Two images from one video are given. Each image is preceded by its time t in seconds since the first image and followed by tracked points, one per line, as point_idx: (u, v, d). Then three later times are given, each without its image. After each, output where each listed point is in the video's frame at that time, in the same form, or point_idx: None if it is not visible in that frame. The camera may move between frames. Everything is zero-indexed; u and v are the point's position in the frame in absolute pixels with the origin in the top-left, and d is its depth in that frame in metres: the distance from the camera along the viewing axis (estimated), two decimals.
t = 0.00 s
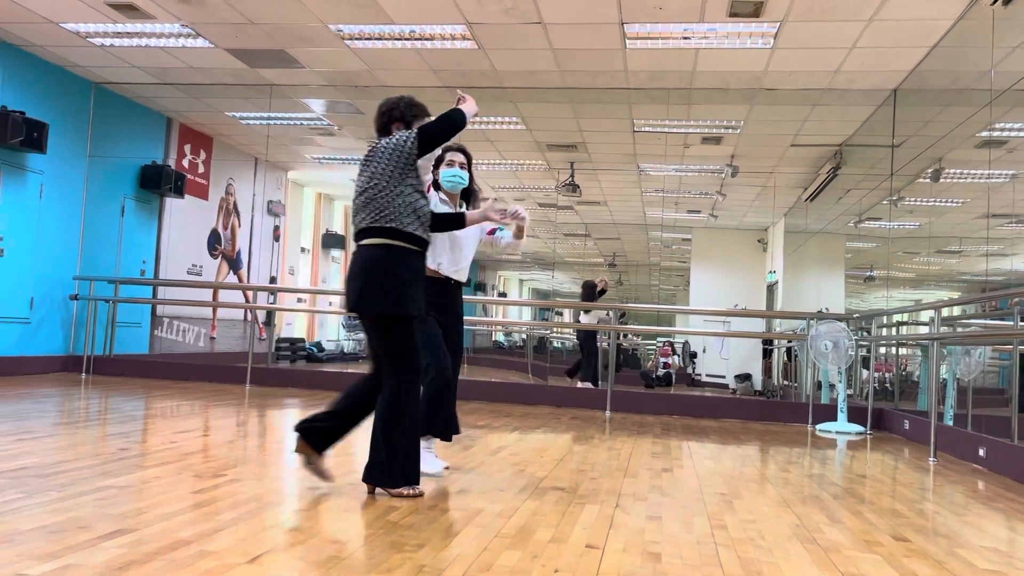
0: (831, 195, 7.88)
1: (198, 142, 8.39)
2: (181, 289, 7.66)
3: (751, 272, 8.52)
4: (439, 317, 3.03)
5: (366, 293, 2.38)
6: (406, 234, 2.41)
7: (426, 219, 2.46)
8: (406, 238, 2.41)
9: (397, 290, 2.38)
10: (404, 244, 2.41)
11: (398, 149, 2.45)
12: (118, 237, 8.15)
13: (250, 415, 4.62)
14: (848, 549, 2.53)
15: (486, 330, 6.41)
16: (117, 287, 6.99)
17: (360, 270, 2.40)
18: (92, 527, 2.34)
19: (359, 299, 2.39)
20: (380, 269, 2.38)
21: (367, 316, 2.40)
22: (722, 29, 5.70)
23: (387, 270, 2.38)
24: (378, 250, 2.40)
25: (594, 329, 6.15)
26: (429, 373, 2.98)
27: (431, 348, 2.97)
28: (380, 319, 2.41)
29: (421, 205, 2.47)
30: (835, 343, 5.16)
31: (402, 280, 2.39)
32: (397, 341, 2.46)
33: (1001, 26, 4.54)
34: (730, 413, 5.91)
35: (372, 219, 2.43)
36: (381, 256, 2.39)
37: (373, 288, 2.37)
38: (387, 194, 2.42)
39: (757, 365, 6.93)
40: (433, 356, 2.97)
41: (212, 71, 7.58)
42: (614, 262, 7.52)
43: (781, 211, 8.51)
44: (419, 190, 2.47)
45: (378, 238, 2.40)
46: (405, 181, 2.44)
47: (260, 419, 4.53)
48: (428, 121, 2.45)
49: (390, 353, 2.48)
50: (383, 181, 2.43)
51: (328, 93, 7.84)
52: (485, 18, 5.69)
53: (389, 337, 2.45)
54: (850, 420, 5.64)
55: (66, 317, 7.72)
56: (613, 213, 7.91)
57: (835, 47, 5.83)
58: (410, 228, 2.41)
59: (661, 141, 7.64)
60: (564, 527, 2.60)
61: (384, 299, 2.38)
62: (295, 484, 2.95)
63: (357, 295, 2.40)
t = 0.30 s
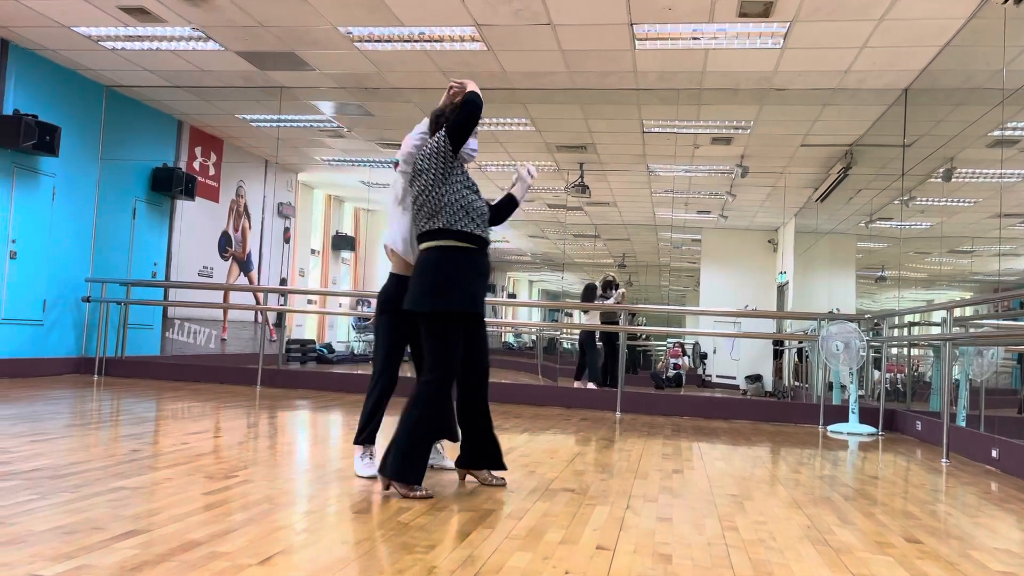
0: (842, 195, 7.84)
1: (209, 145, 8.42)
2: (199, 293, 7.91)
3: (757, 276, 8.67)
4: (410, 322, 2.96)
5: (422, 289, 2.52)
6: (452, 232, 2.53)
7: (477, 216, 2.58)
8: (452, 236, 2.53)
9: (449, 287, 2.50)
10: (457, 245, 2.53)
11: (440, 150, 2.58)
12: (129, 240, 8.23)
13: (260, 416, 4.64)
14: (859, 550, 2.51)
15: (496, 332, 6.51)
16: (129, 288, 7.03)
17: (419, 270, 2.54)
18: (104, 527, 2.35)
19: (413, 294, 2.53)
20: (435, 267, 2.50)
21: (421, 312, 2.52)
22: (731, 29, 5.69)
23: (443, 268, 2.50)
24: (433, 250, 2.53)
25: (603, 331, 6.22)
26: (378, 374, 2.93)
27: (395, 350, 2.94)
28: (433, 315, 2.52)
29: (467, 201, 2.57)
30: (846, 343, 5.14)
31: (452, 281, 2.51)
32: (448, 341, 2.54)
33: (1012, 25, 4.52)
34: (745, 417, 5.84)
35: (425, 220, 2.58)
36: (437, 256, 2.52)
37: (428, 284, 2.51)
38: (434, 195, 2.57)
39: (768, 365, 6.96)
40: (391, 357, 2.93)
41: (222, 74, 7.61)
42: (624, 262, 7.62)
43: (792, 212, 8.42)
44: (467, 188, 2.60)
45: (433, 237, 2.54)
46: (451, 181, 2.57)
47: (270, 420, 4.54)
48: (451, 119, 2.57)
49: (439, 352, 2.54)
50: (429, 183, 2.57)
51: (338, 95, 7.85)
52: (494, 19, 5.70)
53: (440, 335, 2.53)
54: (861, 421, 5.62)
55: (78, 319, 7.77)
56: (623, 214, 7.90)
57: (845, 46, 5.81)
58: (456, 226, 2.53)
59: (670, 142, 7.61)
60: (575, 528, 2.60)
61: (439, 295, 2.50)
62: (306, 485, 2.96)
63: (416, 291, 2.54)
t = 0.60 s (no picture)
0: (852, 195, 7.81)
1: (218, 147, 8.36)
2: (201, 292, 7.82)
3: (768, 277, 8.43)
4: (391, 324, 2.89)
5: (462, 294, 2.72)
6: (476, 242, 2.71)
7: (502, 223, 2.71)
8: (474, 245, 2.71)
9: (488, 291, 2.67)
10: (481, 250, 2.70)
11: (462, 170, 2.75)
12: (140, 241, 8.27)
13: (270, 417, 4.65)
14: (870, 552, 2.50)
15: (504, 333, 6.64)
16: (139, 290, 7.07)
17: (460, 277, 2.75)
18: (117, 528, 2.36)
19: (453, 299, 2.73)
20: (467, 274, 2.71)
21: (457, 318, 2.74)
22: (740, 30, 5.68)
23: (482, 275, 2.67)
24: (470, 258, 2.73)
25: (615, 332, 6.19)
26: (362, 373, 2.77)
27: (382, 349, 2.80)
28: (465, 319, 2.71)
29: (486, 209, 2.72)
30: (855, 344, 5.12)
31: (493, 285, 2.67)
32: (488, 344, 2.70)
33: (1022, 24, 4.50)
34: (751, 416, 5.88)
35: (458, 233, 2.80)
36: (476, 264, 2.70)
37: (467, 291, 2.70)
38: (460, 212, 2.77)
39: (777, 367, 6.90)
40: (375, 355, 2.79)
41: (232, 76, 7.65)
42: (633, 263, 7.47)
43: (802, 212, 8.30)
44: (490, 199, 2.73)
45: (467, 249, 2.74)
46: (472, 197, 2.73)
47: (280, 422, 4.55)
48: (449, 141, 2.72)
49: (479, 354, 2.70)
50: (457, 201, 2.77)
51: (347, 97, 7.89)
52: (503, 21, 5.71)
53: (477, 339, 2.69)
54: (872, 422, 5.60)
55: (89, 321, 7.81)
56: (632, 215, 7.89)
57: (855, 46, 5.79)
58: (478, 236, 2.71)
59: (678, 143, 7.55)
60: (584, 529, 2.60)
61: (470, 301, 2.69)
62: (315, 485, 2.97)
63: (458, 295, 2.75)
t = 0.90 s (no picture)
0: (860, 196, 7.80)
1: (227, 149, 8.38)
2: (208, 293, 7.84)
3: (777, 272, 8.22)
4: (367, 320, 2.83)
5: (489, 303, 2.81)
6: (497, 261, 2.81)
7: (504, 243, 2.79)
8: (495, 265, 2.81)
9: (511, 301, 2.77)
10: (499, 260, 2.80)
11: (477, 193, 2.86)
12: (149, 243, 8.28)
13: (279, 418, 4.66)
14: (880, 553, 2.49)
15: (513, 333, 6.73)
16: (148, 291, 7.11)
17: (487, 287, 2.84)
18: (127, 528, 2.37)
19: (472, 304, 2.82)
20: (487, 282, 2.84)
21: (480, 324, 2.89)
22: (747, 30, 5.68)
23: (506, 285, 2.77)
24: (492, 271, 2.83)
25: (623, 333, 6.19)
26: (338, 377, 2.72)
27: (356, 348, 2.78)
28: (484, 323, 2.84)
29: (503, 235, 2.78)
30: (865, 345, 5.11)
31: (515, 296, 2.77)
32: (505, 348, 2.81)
33: None
34: (761, 417, 5.86)
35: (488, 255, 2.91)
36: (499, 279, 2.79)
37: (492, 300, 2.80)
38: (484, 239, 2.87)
39: (785, 369, 6.69)
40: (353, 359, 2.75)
41: (241, 78, 7.67)
42: (640, 265, 7.59)
43: (811, 212, 8.17)
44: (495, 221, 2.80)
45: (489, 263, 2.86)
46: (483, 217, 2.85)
47: (288, 423, 4.56)
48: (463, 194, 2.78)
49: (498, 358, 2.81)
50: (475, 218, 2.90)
51: (355, 99, 7.91)
52: (511, 22, 5.72)
53: (491, 340, 2.81)
54: (881, 423, 5.58)
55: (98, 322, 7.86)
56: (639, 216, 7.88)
57: (864, 46, 5.78)
58: (498, 257, 2.80)
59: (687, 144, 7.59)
60: (592, 530, 2.59)
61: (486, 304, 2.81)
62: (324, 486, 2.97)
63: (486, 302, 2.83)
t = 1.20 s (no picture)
0: (868, 196, 7.77)
1: (234, 151, 8.38)
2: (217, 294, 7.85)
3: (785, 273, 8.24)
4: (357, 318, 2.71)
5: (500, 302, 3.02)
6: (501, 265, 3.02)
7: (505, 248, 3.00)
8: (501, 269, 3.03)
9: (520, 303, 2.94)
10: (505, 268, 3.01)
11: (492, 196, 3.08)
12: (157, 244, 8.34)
13: (286, 420, 4.67)
14: (889, 555, 2.48)
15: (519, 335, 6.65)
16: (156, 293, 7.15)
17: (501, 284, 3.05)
18: (136, 529, 2.38)
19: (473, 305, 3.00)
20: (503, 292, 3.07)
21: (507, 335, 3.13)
22: (754, 30, 5.67)
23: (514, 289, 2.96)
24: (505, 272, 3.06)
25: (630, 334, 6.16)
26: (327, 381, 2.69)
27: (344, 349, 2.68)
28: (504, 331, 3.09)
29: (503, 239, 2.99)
30: (872, 346, 5.10)
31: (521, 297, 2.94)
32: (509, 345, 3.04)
33: None
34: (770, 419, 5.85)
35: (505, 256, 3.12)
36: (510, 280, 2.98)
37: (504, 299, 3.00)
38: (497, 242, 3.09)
39: (792, 370, 6.71)
40: (342, 363, 2.68)
41: (248, 80, 7.70)
42: (647, 265, 7.47)
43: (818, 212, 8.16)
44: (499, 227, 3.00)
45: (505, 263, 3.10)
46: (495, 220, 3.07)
47: (295, 424, 4.57)
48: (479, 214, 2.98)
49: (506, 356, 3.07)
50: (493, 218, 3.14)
51: (361, 101, 7.92)
52: (517, 24, 5.72)
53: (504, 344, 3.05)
54: (888, 424, 5.57)
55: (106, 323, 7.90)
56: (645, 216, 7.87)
57: (872, 45, 5.76)
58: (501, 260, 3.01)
59: (694, 145, 7.58)
60: (599, 531, 2.59)
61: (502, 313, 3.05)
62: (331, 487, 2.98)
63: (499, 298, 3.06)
